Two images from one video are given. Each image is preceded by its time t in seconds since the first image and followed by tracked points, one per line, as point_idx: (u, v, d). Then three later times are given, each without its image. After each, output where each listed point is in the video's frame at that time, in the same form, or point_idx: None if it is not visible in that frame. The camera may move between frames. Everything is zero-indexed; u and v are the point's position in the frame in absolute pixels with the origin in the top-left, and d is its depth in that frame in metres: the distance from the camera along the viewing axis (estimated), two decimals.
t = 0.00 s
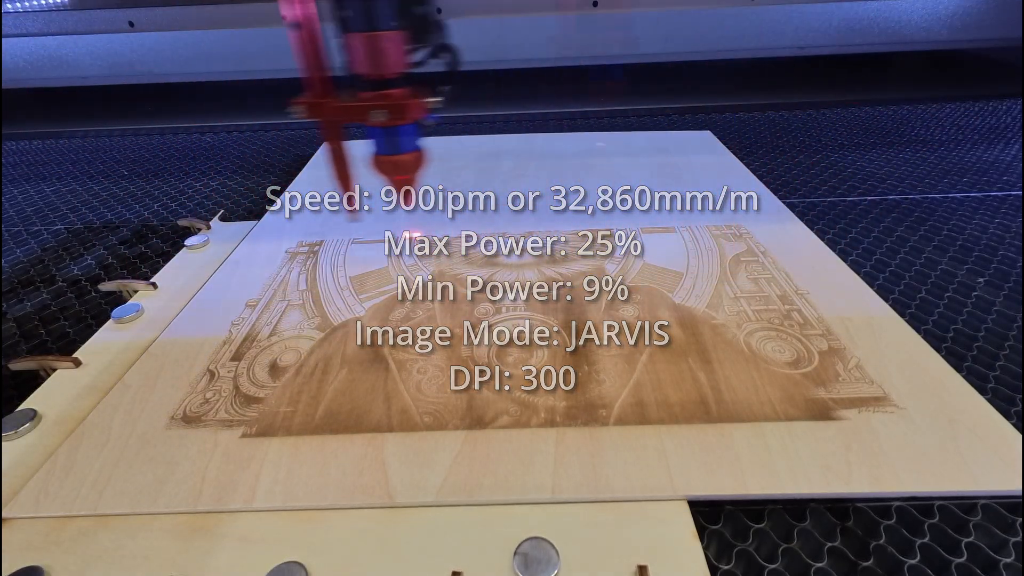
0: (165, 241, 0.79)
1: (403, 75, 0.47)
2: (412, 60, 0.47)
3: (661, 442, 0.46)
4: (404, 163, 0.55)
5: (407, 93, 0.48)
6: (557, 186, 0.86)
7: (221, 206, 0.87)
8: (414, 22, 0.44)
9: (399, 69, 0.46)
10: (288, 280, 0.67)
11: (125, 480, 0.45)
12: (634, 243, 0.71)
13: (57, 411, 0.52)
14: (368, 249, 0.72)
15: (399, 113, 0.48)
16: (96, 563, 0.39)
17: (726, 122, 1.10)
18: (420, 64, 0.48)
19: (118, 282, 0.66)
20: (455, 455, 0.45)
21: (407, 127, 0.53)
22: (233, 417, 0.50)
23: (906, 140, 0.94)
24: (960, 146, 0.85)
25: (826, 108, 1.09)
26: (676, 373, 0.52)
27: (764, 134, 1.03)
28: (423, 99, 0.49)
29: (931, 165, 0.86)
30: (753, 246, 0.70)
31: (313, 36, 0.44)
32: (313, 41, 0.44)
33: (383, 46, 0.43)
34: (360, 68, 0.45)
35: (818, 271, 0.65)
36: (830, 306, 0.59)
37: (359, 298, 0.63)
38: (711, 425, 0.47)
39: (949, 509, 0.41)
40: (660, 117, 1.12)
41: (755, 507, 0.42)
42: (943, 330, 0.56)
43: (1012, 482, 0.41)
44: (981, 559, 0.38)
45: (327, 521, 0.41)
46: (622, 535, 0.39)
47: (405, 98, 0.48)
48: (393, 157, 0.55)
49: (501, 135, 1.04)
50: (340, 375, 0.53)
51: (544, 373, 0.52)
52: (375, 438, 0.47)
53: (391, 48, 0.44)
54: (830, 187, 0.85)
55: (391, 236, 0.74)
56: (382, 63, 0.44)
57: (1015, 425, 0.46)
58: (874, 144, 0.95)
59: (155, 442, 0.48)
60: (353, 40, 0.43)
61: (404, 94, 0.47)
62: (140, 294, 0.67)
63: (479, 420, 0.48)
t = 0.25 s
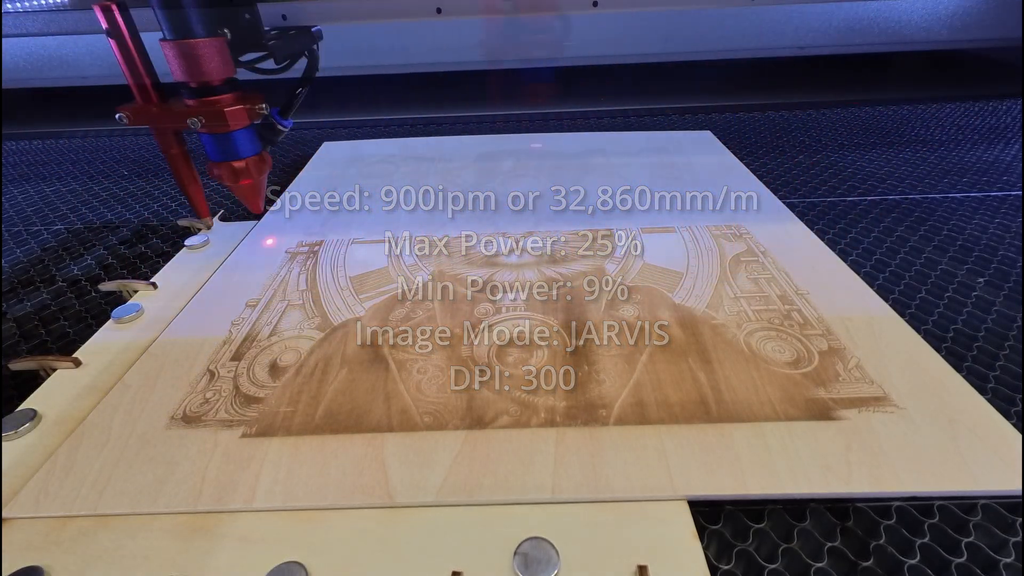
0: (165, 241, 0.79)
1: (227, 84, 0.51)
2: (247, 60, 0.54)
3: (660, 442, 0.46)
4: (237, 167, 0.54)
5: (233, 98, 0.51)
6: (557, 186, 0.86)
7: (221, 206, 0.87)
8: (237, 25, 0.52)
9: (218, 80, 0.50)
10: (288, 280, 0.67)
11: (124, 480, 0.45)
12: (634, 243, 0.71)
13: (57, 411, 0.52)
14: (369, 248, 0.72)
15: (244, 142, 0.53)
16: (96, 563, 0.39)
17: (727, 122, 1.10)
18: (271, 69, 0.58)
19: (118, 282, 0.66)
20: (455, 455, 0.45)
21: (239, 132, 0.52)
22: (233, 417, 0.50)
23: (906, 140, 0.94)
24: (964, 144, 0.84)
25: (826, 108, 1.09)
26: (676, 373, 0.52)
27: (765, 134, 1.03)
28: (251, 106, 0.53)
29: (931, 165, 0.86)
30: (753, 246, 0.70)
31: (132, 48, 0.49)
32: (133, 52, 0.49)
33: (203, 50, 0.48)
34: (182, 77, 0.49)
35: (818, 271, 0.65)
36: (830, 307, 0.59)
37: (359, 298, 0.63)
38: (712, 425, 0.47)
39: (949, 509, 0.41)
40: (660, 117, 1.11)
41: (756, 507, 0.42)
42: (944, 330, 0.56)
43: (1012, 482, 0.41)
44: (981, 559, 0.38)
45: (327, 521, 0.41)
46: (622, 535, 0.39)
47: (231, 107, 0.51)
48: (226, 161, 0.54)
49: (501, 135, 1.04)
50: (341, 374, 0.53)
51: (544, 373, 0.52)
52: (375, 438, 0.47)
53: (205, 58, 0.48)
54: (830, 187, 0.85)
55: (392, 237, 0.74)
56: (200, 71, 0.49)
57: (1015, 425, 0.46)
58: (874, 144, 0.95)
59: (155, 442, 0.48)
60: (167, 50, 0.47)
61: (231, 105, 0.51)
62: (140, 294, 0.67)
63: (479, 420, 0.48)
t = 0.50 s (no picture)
0: (165, 241, 0.79)
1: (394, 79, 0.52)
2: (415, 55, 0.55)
3: (661, 442, 0.46)
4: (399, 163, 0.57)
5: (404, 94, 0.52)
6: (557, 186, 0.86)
7: (220, 206, 0.87)
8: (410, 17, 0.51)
9: (399, 69, 0.52)
10: (288, 280, 0.67)
11: (124, 480, 0.45)
12: (634, 243, 0.71)
13: (57, 411, 0.52)
14: (369, 248, 0.72)
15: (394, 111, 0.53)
16: (97, 563, 0.39)
17: (727, 121, 1.10)
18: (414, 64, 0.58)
19: (118, 282, 0.66)
20: (455, 455, 0.45)
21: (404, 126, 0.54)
22: (233, 417, 0.50)
23: (906, 140, 0.94)
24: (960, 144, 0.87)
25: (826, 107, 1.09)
26: (676, 373, 0.52)
27: (765, 133, 1.03)
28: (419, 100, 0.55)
29: (931, 165, 0.86)
30: (753, 246, 0.70)
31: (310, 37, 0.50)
32: (305, 44, 0.50)
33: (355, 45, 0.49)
34: (357, 67, 0.50)
35: (818, 271, 0.65)
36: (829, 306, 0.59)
37: (359, 298, 0.63)
38: (711, 425, 0.47)
39: (949, 509, 0.41)
40: (660, 116, 1.11)
41: (755, 507, 0.42)
42: (944, 330, 0.56)
43: (1012, 482, 0.41)
44: (981, 559, 0.38)
45: (328, 521, 0.41)
46: (622, 535, 0.39)
47: (401, 98, 0.53)
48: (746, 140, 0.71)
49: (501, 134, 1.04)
50: (340, 374, 0.53)
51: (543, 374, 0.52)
52: (375, 438, 0.47)
53: (385, 48, 0.49)
54: (830, 187, 0.85)
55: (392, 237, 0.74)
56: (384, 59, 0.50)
57: (1015, 425, 0.46)
58: (874, 144, 0.95)
59: (155, 442, 0.48)
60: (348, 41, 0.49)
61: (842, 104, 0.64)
62: (140, 294, 0.67)
63: (479, 420, 0.48)
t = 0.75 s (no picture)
0: (165, 241, 0.79)
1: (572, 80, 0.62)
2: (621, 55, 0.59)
3: (661, 442, 0.46)
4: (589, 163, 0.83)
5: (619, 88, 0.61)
6: (557, 186, 0.86)
7: (220, 206, 0.87)
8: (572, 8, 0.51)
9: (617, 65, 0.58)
10: (288, 280, 0.67)
11: (124, 480, 0.45)
12: (634, 243, 0.71)
13: (57, 411, 0.52)
14: (369, 248, 0.72)
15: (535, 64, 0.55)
16: (97, 563, 0.39)
17: (726, 121, 1.10)
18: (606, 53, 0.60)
19: (118, 283, 0.66)
20: (455, 455, 0.45)
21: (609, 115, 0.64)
22: (233, 417, 0.50)
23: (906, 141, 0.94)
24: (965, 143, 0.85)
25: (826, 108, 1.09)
26: (676, 373, 0.52)
27: (765, 133, 1.03)
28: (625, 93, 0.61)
29: (930, 166, 0.86)
30: (753, 246, 0.70)
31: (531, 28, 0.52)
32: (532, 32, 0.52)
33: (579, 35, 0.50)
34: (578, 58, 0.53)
35: (818, 271, 0.65)
36: (829, 306, 0.59)
37: (359, 298, 0.63)
38: (711, 425, 0.47)
39: (949, 509, 0.41)
40: (660, 117, 1.11)
41: (756, 507, 0.42)
42: (943, 330, 0.56)
43: (1013, 482, 0.41)
44: (981, 559, 0.38)
45: (328, 521, 0.41)
46: (622, 536, 0.39)
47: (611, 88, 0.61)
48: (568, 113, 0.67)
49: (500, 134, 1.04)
50: (341, 374, 0.53)
51: (543, 374, 0.52)
52: (375, 438, 0.47)
53: (609, 40, 0.51)
54: (830, 187, 0.85)
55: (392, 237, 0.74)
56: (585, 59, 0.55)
57: (1015, 425, 0.46)
58: (874, 144, 0.95)
59: (155, 442, 0.48)
60: (579, 32, 0.50)
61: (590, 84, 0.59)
62: (140, 294, 0.67)
63: (479, 420, 0.48)
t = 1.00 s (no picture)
0: (165, 241, 0.79)
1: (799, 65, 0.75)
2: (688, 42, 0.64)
3: (661, 442, 0.46)
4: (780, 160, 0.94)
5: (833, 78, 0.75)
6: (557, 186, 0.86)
7: (221, 206, 0.87)
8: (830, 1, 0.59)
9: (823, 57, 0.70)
10: (288, 280, 0.67)
11: (125, 480, 0.45)
12: (634, 243, 0.71)
13: (57, 411, 0.52)
14: (369, 248, 0.72)
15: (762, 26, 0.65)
16: (97, 563, 0.39)
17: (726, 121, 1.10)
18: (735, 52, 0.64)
19: (118, 282, 0.66)
20: (455, 455, 0.45)
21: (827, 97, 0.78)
22: (233, 417, 0.50)
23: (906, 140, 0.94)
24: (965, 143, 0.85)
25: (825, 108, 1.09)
26: (676, 373, 0.52)
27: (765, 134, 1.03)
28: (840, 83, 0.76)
29: (931, 165, 0.86)
30: (753, 246, 0.70)
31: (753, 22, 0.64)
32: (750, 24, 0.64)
33: (805, 23, 0.65)
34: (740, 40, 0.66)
35: (818, 271, 0.65)
36: (829, 306, 0.59)
37: (360, 298, 0.63)
38: (711, 425, 0.47)
39: (949, 509, 0.41)
40: (660, 116, 1.11)
41: (755, 508, 0.42)
42: (943, 330, 0.56)
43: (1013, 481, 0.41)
44: (981, 559, 0.38)
45: (328, 521, 0.41)
46: (622, 536, 0.39)
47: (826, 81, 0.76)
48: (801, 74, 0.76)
49: (500, 134, 1.03)
50: (341, 375, 0.53)
51: (543, 374, 0.52)
52: (375, 438, 0.47)
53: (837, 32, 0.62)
54: (830, 187, 0.85)
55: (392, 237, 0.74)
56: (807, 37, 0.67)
57: (1016, 425, 0.46)
58: (874, 144, 0.95)
59: (155, 442, 0.48)
60: (805, 21, 0.65)
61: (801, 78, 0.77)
62: (140, 294, 0.67)
63: (479, 420, 0.48)
